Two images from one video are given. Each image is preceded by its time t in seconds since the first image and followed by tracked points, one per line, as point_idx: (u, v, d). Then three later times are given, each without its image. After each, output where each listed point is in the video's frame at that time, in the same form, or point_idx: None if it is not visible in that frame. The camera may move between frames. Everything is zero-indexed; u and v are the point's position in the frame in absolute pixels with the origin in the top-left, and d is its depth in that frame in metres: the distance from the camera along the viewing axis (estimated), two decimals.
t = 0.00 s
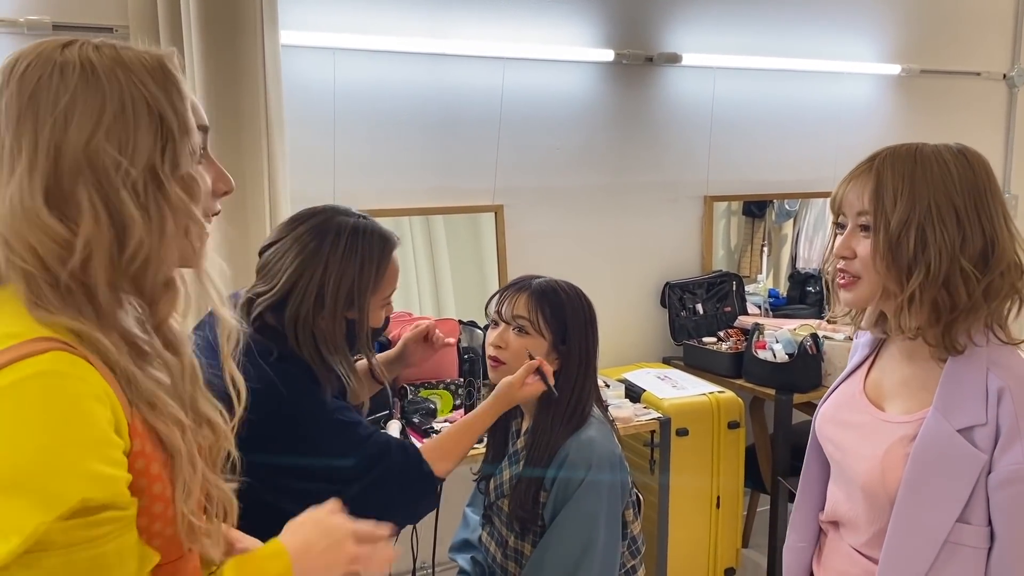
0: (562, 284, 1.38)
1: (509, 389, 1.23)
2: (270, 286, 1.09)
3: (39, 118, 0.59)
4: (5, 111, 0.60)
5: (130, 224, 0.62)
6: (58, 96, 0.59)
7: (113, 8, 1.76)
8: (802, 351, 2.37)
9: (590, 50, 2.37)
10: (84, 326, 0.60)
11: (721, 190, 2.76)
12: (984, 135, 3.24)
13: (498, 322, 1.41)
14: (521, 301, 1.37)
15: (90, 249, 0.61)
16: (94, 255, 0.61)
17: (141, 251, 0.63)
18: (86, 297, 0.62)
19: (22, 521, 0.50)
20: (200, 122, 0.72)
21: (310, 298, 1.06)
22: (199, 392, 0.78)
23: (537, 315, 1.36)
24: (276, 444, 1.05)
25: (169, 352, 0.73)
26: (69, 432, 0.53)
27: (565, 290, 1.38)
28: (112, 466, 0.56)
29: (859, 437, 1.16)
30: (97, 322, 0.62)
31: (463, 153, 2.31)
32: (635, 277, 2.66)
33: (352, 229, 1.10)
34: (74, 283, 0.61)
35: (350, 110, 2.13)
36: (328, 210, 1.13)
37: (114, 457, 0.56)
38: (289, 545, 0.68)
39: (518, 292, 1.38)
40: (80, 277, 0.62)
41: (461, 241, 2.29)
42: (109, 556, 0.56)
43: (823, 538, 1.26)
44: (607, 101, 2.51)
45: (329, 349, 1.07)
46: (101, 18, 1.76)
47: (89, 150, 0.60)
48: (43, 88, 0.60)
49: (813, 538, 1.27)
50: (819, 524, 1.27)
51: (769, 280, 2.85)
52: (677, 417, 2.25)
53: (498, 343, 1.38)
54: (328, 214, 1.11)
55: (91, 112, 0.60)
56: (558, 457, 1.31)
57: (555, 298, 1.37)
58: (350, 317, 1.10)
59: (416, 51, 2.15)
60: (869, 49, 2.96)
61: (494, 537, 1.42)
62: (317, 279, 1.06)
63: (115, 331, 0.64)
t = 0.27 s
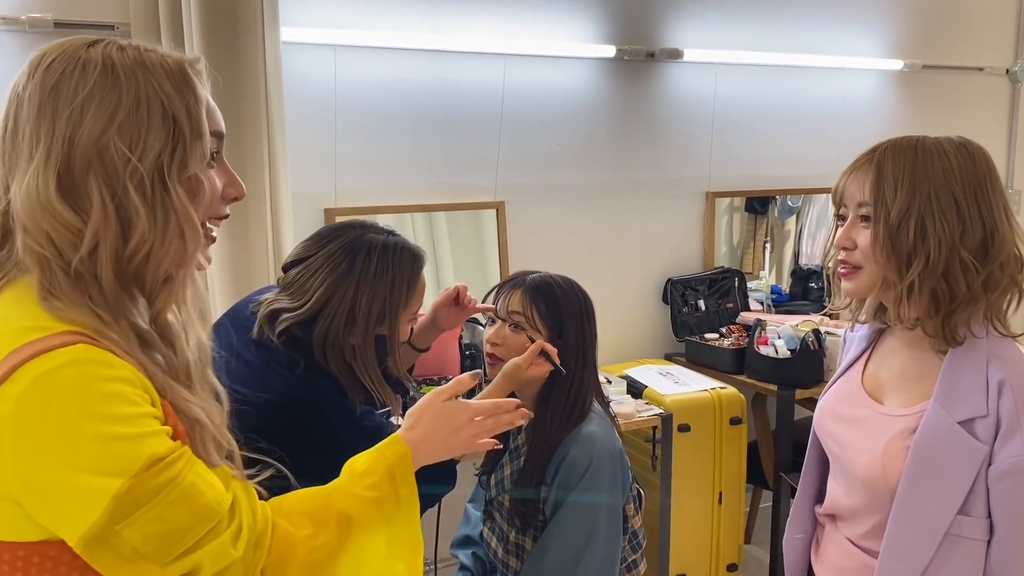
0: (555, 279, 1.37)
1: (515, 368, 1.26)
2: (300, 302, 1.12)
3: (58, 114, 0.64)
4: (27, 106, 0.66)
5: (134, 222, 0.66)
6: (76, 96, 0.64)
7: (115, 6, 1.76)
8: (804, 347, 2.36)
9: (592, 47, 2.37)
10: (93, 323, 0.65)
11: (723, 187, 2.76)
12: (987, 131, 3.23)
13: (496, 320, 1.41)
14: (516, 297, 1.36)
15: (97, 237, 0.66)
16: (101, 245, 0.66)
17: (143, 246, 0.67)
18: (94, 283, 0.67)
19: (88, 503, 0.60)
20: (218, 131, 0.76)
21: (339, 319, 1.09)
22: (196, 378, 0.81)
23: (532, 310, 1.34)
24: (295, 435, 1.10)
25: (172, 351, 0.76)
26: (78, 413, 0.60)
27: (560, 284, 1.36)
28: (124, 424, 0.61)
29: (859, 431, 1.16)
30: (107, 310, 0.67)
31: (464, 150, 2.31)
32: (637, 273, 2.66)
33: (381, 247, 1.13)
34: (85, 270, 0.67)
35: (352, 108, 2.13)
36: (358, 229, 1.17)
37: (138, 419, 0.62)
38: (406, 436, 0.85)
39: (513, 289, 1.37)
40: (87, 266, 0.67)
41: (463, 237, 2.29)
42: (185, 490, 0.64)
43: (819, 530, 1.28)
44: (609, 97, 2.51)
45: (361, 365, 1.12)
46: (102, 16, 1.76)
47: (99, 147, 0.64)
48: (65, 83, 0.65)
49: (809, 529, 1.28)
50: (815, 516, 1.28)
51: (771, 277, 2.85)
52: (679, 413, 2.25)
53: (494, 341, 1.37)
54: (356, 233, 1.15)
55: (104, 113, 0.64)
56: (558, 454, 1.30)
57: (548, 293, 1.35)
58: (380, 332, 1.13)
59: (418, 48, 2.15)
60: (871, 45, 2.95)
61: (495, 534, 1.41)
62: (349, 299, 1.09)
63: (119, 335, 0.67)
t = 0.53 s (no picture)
0: (555, 273, 1.37)
1: (515, 360, 1.30)
2: (314, 307, 1.10)
3: (78, 113, 0.65)
4: (49, 106, 0.67)
5: (157, 216, 0.68)
6: (95, 95, 0.65)
7: (121, 4, 1.77)
8: (808, 342, 2.37)
9: (595, 43, 2.37)
10: (140, 303, 0.67)
11: (727, 182, 2.76)
12: (991, 127, 3.22)
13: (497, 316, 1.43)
14: (515, 293, 1.38)
15: (124, 233, 0.67)
16: (130, 240, 0.67)
17: (168, 240, 0.69)
18: (127, 275, 0.69)
19: (139, 467, 0.61)
20: (232, 124, 0.76)
21: (353, 327, 1.07)
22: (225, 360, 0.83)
23: (531, 305, 1.35)
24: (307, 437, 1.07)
25: (207, 338, 0.77)
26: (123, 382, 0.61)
27: (560, 279, 1.36)
28: (170, 395, 0.62)
29: (865, 419, 1.17)
30: (147, 298, 0.69)
31: (468, 147, 2.31)
32: (642, 269, 2.66)
33: (398, 253, 1.11)
34: (115, 262, 0.68)
35: (356, 106, 2.14)
36: (375, 234, 1.14)
37: (184, 387, 0.63)
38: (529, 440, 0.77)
39: (512, 286, 1.40)
40: (118, 260, 0.68)
41: (467, 234, 2.30)
42: (243, 446, 0.64)
43: (823, 522, 1.28)
44: (613, 93, 2.51)
45: (377, 370, 1.10)
46: (108, 14, 1.76)
47: (120, 145, 0.65)
48: (83, 84, 0.65)
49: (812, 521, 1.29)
50: (820, 508, 1.29)
51: (776, 273, 2.85)
52: (684, 409, 2.25)
53: (496, 338, 1.41)
54: (374, 238, 1.13)
55: (122, 110, 0.65)
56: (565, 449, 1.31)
57: (548, 287, 1.35)
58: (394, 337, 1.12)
59: (421, 45, 2.15)
60: (875, 40, 2.95)
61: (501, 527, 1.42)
62: (364, 306, 1.07)
63: (164, 319, 0.69)
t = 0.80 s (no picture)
0: (557, 269, 1.35)
1: (519, 356, 1.25)
2: (315, 307, 1.09)
3: (71, 105, 0.65)
4: (43, 98, 0.66)
5: (151, 208, 0.67)
6: (88, 86, 0.65)
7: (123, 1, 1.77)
8: (813, 338, 2.35)
9: (599, 38, 2.36)
10: (138, 294, 0.67)
11: (731, 178, 2.75)
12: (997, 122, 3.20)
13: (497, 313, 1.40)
14: (516, 290, 1.37)
15: (119, 225, 0.67)
16: (125, 232, 0.67)
17: (162, 232, 0.68)
18: (126, 267, 0.68)
19: (146, 455, 0.61)
20: (230, 118, 0.74)
21: (356, 326, 1.07)
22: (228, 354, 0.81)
23: (533, 301, 1.34)
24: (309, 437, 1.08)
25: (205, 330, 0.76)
26: (127, 369, 0.61)
27: (561, 274, 1.35)
28: (171, 386, 0.61)
29: (876, 413, 1.17)
30: (147, 290, 0.69)
31: (471, 143, 2.30)
32: (646, 265, 2.65)
33: (401, 253, 1.10)
34: (113, 254, 0.68)
35: (358, 103, 2.13)
36: (376, 233, 1.13)
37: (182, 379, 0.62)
38: (538, 420, 0.76)
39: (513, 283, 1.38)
40: (115, 252, 0.68)
41: (471, 231, 2.29)
42: (245, 437, 0.63)
43: (832, 518, 1.28)
44: (616, 89, 2.50)
45: (377, 370, 1.09)
46: (110, 11, 1.76)
47: (109, 136, 0.65)
48: (75, 77, 0.65)
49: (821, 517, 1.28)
50: (830, 505, 1.28)
51: (780, 269, 2.84)
52: (688, 405, 2.25)
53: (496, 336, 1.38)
54: (375, 238, 1.12)
55: (112, 104, 0.65)
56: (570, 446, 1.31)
57: (550, 284, 1.34)
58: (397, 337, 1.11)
59: (424, 41, 2.14)
60: (881, 34, 2.93)
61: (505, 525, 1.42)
62: (367, 306, 1.07)
63: (165, 310, 0.68)
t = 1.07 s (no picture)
0: (557, 268, 1.35)
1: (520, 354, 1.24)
2: (316, 308, 1.09)
3: (25, 99, 0.63)
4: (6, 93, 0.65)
5: (96, 201, 0.64)
6: (40, 80, 0.63)
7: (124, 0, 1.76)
8: (818, 336, 2.34)
9: (601, 36, 2.35)
10: (90, 285, 0.64)
11: (735, 176, 2.74)
12: (1002, 119, 3.19)
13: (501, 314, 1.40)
14: (518, 289, 1.36)
15: (67, 220, 0.64)
16: (72, 225, 0.64)
17: (112, 228, 0.65)
18: (76, 261, 0.65)
19: (74, 443, 0.57)
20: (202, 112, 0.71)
21: (357, 328, 1.06)
22: (200, 351, 0.78)
23: (534, 301, 1.33)
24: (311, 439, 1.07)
25: (167, 325, 0.73)
26: (58, 355, 0.57)
27: (561, 273, 1.34)
28: (105, 370, 0.57)
29: (888, 410, 1.17)
30: (103, 285, 0.66)
31: (473, 142, 2.30)
32: (650, 264, 2.64)
33: (402, 254, 1.10)
34: (64, 251, 0.65)
35: (360, 102, 2.13)
36: (377, 234, 1.13)
37: (119, 365, 0.58)
38: (486, 395, 0.69)
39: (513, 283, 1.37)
40: (66, 247, 0.65)
41: (474, 230, 2.28)
42: (177, 425, 0.58)
43: (846, 518, 1.28)
44: (619, 87, 2.48)
45: (379, 372, 1.08)
46: (111, 10, 1.76)
47: (53, 130, 0.62)
48: (31, 72, 0.63)
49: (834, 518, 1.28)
50: (842, 504, 1.28)
51: (785, 267, 2.82)
52: (692, 405, 2.24)
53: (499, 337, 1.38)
54: (376, 240, 1.12)
55: (63, 97, 0.62)
56: (573, 446, 1.30)
57: (550, 284, 1.33)
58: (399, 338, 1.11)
59: (426, 40, 2.13)
60: (885, 31, 2.91)
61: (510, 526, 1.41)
62: (367, 308, 1.06)
63: (120, 305, 0.65)
